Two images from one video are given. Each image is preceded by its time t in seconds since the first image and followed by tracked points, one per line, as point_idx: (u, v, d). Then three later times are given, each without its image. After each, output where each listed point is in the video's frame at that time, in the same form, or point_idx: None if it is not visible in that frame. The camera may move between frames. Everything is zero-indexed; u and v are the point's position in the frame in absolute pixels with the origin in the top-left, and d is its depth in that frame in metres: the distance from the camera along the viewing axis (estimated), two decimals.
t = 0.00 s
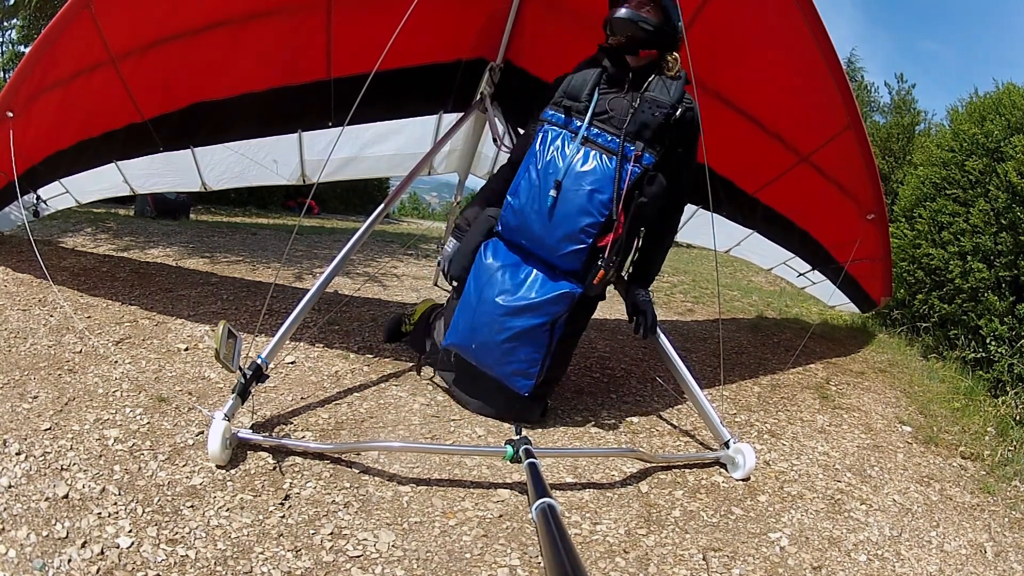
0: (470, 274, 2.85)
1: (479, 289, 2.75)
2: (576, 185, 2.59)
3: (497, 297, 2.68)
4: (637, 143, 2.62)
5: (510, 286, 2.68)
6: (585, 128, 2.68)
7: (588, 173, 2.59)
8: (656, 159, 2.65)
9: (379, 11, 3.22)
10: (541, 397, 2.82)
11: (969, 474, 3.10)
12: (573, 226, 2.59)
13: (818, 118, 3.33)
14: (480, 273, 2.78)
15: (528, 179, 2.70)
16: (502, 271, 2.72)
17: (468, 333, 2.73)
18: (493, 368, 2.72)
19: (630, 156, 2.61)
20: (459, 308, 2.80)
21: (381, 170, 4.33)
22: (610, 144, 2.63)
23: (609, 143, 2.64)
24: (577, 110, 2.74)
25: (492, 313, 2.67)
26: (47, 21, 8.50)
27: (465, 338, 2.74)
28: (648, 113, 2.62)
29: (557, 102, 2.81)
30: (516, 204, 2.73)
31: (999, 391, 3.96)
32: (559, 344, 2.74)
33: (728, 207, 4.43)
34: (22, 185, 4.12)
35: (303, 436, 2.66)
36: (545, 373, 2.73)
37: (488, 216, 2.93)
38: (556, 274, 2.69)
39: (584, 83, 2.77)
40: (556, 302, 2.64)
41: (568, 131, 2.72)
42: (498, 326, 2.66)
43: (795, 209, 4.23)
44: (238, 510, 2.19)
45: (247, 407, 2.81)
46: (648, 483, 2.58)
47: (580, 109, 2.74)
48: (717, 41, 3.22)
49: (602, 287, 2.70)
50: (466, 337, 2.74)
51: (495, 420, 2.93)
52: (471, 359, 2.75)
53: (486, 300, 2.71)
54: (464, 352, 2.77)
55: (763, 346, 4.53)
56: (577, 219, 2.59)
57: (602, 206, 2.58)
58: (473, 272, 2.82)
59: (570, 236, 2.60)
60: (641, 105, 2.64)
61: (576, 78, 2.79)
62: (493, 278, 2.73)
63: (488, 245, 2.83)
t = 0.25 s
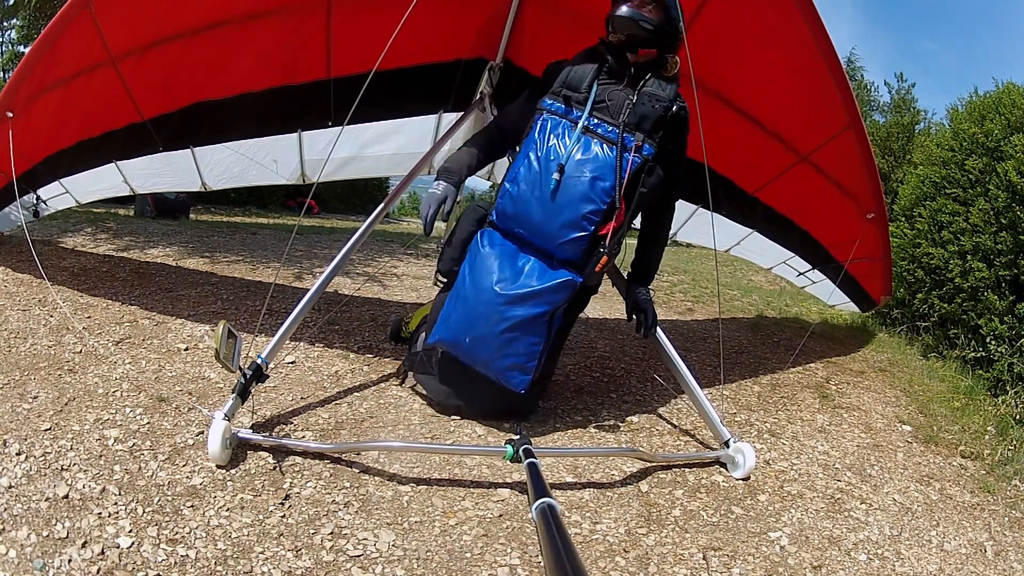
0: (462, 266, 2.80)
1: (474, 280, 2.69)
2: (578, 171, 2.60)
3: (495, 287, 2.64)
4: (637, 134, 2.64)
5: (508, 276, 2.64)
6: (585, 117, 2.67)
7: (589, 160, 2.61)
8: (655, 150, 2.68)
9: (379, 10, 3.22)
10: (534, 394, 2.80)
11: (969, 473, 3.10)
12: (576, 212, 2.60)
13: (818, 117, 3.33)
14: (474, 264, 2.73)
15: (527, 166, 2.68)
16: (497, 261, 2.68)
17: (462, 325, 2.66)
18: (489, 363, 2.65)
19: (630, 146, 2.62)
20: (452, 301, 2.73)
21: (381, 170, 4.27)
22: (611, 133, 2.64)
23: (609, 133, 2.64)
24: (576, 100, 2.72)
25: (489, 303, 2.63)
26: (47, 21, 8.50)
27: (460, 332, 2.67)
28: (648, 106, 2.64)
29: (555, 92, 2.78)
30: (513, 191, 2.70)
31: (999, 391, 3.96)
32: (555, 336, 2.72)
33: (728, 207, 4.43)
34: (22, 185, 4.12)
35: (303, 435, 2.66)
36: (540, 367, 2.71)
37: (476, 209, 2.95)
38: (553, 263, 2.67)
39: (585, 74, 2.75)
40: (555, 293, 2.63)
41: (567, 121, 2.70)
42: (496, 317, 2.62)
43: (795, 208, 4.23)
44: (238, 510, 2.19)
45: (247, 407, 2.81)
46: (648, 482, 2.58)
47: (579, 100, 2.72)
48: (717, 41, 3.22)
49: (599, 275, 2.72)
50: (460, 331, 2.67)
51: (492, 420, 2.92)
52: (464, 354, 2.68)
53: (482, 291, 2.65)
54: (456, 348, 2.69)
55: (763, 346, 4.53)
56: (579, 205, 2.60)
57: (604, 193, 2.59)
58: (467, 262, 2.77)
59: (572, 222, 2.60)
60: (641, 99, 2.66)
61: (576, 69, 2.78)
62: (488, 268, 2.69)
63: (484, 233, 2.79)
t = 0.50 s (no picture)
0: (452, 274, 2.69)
1: (472, 291, 2.60)
2: (575, 176, 2.56)
3: (497, 300, 2.56)
4: (624, 135, 2.64)
5: (506, 285, 2.58)
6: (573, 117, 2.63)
7: (585, 163, 2.57)
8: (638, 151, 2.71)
9: (379, 10, 3.23)
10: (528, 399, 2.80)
11: (969, 473, 3.10)
12: (576, 216, 2.58)
13: (818, 117, 3.33)
14: (468, 274, 2.64)
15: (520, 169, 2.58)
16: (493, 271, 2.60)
17: (463, 339, 2.58)
18: (491, 374, 2.62)
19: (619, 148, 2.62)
20: (447, 313, 2.63)
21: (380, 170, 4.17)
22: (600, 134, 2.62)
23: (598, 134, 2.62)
24: (563, 98, 2.67)
25: (492, 315, 2.55)
26: (47, 21, 8.50)
27: (461, 345, 2.59)
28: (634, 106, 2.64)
29: (539, 88, 2.72)
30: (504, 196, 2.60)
31: (999, 390, 3.97)
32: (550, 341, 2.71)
33: (727, 207, 4.44)
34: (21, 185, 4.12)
35: (303, 435, 2.66)
36: (537, 373, 2.71)
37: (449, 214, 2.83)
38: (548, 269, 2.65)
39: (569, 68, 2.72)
40: (556, 299, 2.60)
41: (556, 119, 2.64)
42: (498, 329, 2.56)
43: (795, 208, 4.23)
44: (239, 510, 2.19)
45: (247, 407, 2.81)
46: (648, 482, 2.58)
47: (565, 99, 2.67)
48: (717, 41, 3.22)
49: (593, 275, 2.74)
50: (460, 345, 2.59)
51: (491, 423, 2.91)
52: (465, 368, 2.61)
53: (481, 303, 2.58)
54: (455, 362, 2.62)
55: (763, 345, 4.53)
56: (578, 210, 2.58)
57: (599, 197, 2.59)
58: (457, 271, 2.67)
59: (571, 227, 2.58)
60: (622, 101, 2.66)
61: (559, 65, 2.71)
62: (484, 278, 2.60)
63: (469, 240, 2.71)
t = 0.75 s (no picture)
0: (446, 295, 2.57)
1: (474, 313, 2.52)
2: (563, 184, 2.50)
3: (501, 318, 2.51)
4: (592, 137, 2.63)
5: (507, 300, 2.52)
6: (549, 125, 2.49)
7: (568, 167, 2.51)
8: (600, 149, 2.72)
9: (378, 11, 3.23)
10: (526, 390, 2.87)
11: (969, 473, 3.10)
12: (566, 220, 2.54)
13: (818, 117, 3.33)
14: (467, 294, 2.53)
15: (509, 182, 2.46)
16: (494, 289, 2.51)
17: (473, 359, 2.56)
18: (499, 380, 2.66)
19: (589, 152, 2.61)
20: (448, 335, 2.55)
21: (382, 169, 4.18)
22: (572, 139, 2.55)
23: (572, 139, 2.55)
24: (535, 102, 2.48)
25: (500, 333, 2.52)
26: (47, 21, 8.50)
27: (469, 364, 2.58)
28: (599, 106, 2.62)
29: (514, 91, 2.46)
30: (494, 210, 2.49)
31: (999, 389, 3.97)
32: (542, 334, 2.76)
33: (728, 207, 4.43)
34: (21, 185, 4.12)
35: (303, 435, 2.66)
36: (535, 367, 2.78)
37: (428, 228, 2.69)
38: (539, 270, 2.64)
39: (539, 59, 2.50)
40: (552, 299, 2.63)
41: (533, 126, 2.47)
42: (506, 342, 2.56)
43: (795, 207, 4.23)
44: (239, 509, 2.19)
45: (247, 407, 2.81)
46: (648, 481, 2.58)
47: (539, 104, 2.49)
48: (717, 41, 3.22)
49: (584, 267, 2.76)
50: (469, 363, 2.57)
51: (494, 421, 2.91)
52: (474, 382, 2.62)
53: (486, 323, 2.51)
54: (463, 378, 2.61)
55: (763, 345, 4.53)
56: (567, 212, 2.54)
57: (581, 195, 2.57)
58: (451, 290, 2.55)
59: (563, 231, 2.55)
60: (579, 112, 2.66)
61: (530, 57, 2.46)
62: (486, 298, 2.51)
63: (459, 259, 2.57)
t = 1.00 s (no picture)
0: (451, 296, 2.53)
1: (485, 311, 2.49)
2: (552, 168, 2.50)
3: (514, 311, 2.50)
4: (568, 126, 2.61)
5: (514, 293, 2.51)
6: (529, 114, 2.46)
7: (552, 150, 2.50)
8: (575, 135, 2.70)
9: (377, 10, 3.23)
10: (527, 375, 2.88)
11: (969, 473, 3.10)
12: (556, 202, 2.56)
13: (818, 117, 3.33)
14: (475, 294, 2.49)
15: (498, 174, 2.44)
16: (500, 285, 2.50)
17: (489, 355, 2.55)
18: (511, 372, 2.66)
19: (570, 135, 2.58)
20: (461, 336, 2.52)
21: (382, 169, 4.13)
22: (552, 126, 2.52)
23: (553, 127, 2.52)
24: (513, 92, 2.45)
25: (513, 326, 2.52)
26: (47, 21, 8.50)
27: (485, 361, 2.56)
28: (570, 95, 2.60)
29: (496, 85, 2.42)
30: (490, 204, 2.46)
31: (999, 389, 3.97)
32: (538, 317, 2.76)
33: (727, 207, 4.43)
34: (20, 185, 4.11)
35: (303, 435, 2.66)
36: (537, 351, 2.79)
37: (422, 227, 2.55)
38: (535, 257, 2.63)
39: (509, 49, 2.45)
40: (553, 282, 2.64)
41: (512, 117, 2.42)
42: (519, 334, 2.56)
43: (794, 207, 4.23)
44: (239, 510, 2.19)
45: (247, 407, 2.81)
46: (648, 481, 2.58)
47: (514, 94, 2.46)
48: (717, 41, 3.23)
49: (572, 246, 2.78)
50: (484, 360, 2.56)
51: (495, 420, 2.91)
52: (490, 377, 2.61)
53: (498, 319, 2.50)
54: (478, 375, 2.59)
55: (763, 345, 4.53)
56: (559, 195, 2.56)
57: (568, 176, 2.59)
58: (457, 290, 2.51)
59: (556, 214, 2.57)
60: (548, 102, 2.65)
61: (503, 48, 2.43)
62: (494, 295, 2.49)
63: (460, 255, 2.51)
